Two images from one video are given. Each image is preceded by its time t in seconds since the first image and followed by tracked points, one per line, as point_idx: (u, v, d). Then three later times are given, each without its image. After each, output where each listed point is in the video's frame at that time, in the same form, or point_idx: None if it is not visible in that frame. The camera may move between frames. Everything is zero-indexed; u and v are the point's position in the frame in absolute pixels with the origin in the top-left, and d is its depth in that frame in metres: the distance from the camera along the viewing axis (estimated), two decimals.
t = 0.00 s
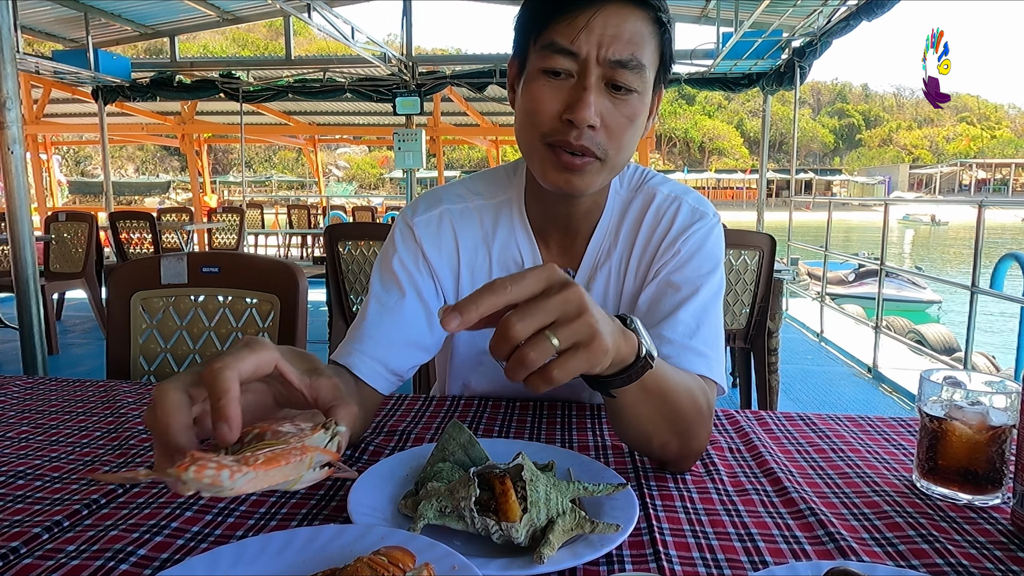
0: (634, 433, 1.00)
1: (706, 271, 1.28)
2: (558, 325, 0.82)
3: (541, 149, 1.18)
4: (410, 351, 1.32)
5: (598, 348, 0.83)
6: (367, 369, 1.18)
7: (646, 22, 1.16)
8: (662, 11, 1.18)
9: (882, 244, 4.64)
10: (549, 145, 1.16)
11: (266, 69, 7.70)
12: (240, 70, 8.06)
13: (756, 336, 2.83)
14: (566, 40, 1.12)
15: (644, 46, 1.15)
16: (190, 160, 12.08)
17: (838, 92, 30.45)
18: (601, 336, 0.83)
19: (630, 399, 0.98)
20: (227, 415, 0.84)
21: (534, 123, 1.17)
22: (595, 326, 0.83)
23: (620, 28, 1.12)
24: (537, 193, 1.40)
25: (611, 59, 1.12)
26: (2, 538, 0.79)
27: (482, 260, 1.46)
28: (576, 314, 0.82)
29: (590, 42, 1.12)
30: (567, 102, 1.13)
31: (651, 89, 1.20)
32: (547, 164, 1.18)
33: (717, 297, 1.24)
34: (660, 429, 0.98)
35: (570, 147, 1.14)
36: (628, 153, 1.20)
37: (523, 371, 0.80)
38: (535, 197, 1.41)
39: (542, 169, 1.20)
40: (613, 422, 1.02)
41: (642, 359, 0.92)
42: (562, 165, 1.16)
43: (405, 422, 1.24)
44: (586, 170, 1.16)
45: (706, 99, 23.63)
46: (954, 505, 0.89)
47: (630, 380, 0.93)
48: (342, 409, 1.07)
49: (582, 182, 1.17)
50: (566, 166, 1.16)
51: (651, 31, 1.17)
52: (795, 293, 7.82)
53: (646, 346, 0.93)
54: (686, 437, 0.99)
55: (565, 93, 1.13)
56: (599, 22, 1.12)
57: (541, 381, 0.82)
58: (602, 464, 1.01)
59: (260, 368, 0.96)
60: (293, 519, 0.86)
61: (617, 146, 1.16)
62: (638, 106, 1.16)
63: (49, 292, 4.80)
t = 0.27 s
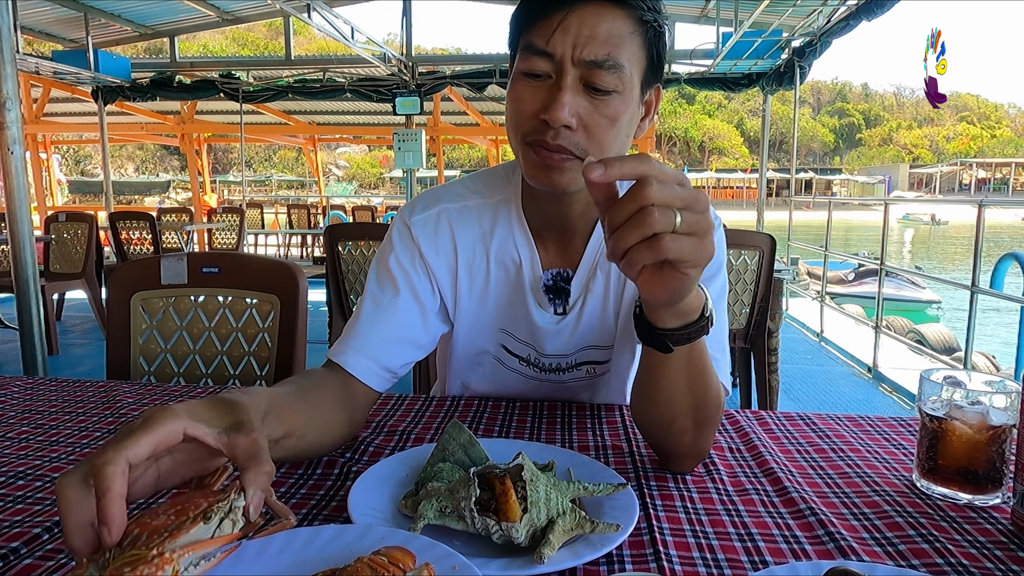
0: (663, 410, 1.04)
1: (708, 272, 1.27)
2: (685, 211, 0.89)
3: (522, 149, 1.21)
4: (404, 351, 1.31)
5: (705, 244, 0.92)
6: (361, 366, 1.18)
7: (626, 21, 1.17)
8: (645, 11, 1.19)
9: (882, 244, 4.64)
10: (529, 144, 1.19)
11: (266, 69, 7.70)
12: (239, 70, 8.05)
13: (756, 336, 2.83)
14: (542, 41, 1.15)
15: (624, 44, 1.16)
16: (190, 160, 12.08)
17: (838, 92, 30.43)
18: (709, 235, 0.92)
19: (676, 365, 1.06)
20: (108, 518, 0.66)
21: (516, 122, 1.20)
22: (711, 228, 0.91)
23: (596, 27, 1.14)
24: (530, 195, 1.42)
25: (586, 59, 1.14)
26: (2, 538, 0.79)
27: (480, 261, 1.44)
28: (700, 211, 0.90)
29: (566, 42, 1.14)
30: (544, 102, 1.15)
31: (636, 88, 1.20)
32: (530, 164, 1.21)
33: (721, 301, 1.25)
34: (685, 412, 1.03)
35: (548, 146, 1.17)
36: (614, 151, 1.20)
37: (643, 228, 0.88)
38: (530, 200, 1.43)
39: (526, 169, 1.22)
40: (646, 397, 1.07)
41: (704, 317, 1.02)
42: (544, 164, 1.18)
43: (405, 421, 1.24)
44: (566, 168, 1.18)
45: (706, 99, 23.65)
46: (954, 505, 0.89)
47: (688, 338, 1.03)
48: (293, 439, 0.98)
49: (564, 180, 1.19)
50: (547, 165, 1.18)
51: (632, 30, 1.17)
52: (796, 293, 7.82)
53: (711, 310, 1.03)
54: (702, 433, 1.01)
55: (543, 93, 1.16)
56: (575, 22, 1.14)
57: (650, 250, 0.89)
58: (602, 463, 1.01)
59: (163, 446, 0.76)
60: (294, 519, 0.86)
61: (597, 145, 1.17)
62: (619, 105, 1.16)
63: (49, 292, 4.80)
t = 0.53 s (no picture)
0: (669, 403, 1.05)
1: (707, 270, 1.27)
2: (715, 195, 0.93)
3: (517, 148, 1.21)
4: (406, 352, 1.31)
5: (733, 228, 0.94)
6: (366, 369, 1.17)
7: (617, 19, 1.18)
8: (638, 8, 1.20)
9: (882, 244, 4.64)
10: (524, 142, 1.19)
11: (265, 69, 7.70)
12: (239, 70, 8.05)
13: (756, 336, 2.83)
14: (534, 40, 1.15)
15: (615, 42, 1.16)
16: (190, 160, 12.08)
17: (838, 91, 30.41)
18: (737, 221, 0.94)
19: (686, 358, 1.07)
20: None
21: (511, 121, 1.20)
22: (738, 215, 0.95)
23: (586, 25, 1.15)
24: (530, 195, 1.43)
25: (578, 57, 1.14)
26: (2, 538, 0.79)
27: (480, 260, 1.44)
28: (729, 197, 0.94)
29: (557, 41, 1.14)
30: (536, 101, 1.15)
31: (630, 85, 1.20)
32: (523, 162, 1.21)
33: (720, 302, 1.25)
34: (691, 407, 1.04)
35: (541, 144, 1.17)
36: (608, 149, 1.21)
37: (673, 208, 0.91)
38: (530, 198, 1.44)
39: (520, 168, 1.23)
40: (653, 389, 1.08)
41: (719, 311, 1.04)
42: (538, 162, 1.19)
43: (405, 422, 1.24)
44: (560, 165, 1.18)
45: (705, 99, 23.66)
46: (954, 505, 0.89)
47: (702, 330, 1.04)
48: (318, 462, 0.97)
49: (558, 178, 1.19)
50: (540, 164, 1.19)
51: (622, 27, 1.18)
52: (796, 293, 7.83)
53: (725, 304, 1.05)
54: (705, 430, 1.02)
55: (536, 92, 1.16)
56: (565, 21, 1.15)
57: (679, 230, 0.92)
58: (602, 463, 1.01)
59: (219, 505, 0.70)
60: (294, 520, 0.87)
61: (591, 143, 1.17)
62: (612, 103, 1.16)
63: (49, 292, 4.80)
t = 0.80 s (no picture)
0: (666, 405, 1.05)
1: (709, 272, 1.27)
2: (692, 198, 0.89)
3: (521, 148, 1.21)
4: (408, 351, 1.32)
5: (713, 229, 0.92)
6: (367, 367, 1.18)
7: (624, 20, 1.17)
8: (644, 11, 1.19)
9: (882, 244, 4.63)
10: (528, 143, 1.19)
11: (265, 69, 7.70)
12: (239, 71, 8.05)
13: (756, 336, 2.83)
14: (540, 41, 1.15)
15: (622, 44, 1.16)
16: (190, 160, 12.08)
17: (838, 91, 30.39)
18: (717, 221, 0.92)
19: (681, 355, 1.07)
20: (182, 502, 0.65)
21: (515, 122, 1.20)
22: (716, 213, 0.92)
23: (593, 27, 1.14)
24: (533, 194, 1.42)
25: (585, 59, 1.14)
26: (1, 539, 0.79)
27: (481, 260, 1.44)
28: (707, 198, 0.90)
29: (564, 43, 1.14)
30: (542, 102, 1.15)
31: (634, 88, 1.20)
32: (527, 163, 1.21)
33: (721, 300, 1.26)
34: (687, 407, 1.04)
35: (545, 144, 1.17)
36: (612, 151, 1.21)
37: (651, 217, 0.87)
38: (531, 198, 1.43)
39: (524, 168, 1.23)
40: (650, 388, 1.08)
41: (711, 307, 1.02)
42: (542, 163, 1.19)
43: (405, 422, 1.24)
44: (563, 166, 1.19)
45: (705, 99, 23.69)
46: (955, 504, 0.89)
47: (697, 327, 1.04)
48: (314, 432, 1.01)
49: (561, 179, 1.20)
50: (543, 165, 1.19)
51: (629, 30, 1.18)
52: (796, 293, 7.83)
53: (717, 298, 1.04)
54: (704, 429, 1.02)
55: (542, 93, 1.16)
56: (573, 22, 1.14)
57: (659, 237, 0.88)
58: (603, 464, 1.01)
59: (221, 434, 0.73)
60: (294, 519, 0.86)
61: (595, 144, 1.17)
62: (616, 105, 1.16)
63: (49, 293, 4.80)
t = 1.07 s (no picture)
0: (657, 392, 1.08)
1: (703, 266, 1.31)
2: (668, 187, 0.89)
3: (530, 150, 1.20)
4: (410, 348, 1.34)
5: (688, 217, 0.92)
6: (375, 367, 1.24)
7: (618, 15, 1.18)
8: (635, 4, 1.20)
9: (882, 244, 4.63)
10: (537, 145, 1.19)
11: (265, 70, 7.70)
12: (239, 71, 8.05)
13: (756, 336, 2.83)
14: (541, 43, 1.16)
15: (620, 39, 1.17)
16: (190, 161, 12.08)
17: (838, 91, 30.39)
18: (692, 208, 0.92)
19: (668, 342, 1.10)
20: (292, 356, 0.73)
21: (520, 125, 1.19)
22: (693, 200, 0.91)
23: (591, 24, 1.15)
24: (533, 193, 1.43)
25: (587, 56, 1.15)
26: (1, 540, 0.79)
27: (482, 257, 1.44)
28: (684, 186, 0.90)
29: (565, 42, 1.15)
30: (549, 102, 1.15)
31: (632, 82, 1.21)
32: (538, 165, 1.21)
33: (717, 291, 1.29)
34: (678, 393, 1.07)
35: (556, 144, 1.17)
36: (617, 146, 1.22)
37: (627, 207, 0.87)
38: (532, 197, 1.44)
39: (534, 170, 1.22)
40: (640, 377, 1.11)
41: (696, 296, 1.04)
42: (552, 163, 1.19)
43: (405, 422, 1.24)
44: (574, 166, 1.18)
45: (705, 99, 23.70)
46: (954, 505, 0.89)
47: (681, 313, 1.05)
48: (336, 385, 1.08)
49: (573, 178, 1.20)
50: (555, 164, 1.18)
51: (625, 24, 1.19)
52: (795, 293, 7.83)
53: (701, 285, 1.04)
54: (696, 416, 1.05)
55: (547, 94, 1.15)
56: (571, 22, 1.15)
57: (632, 226, 0.88)
58: (603, 464, 1.01)
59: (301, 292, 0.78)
60: (294, 520, 0.86)
61: (603, 140, 1.17)
62: (619, 98, 1.16)
63: (49, 294, 4.80)
